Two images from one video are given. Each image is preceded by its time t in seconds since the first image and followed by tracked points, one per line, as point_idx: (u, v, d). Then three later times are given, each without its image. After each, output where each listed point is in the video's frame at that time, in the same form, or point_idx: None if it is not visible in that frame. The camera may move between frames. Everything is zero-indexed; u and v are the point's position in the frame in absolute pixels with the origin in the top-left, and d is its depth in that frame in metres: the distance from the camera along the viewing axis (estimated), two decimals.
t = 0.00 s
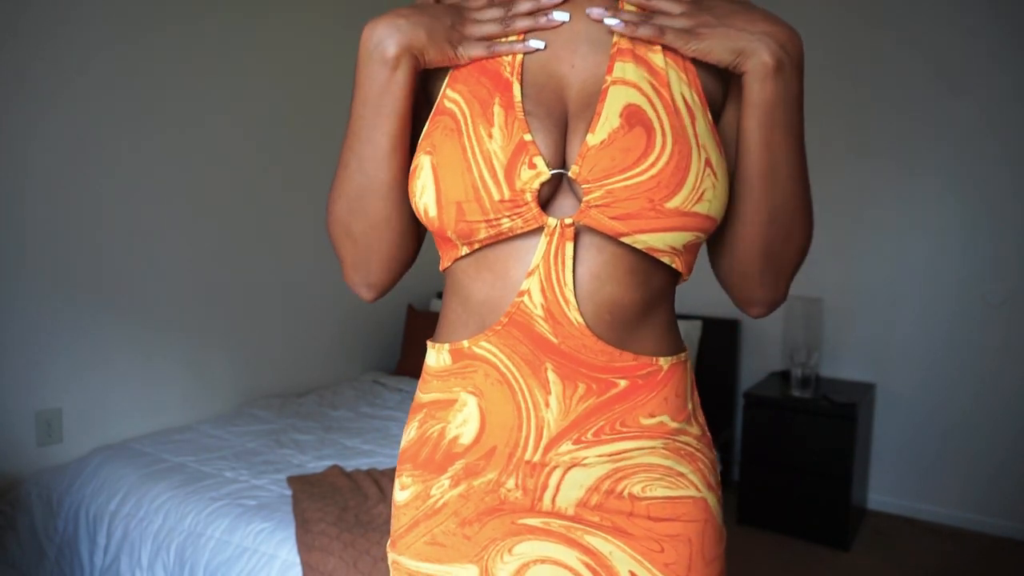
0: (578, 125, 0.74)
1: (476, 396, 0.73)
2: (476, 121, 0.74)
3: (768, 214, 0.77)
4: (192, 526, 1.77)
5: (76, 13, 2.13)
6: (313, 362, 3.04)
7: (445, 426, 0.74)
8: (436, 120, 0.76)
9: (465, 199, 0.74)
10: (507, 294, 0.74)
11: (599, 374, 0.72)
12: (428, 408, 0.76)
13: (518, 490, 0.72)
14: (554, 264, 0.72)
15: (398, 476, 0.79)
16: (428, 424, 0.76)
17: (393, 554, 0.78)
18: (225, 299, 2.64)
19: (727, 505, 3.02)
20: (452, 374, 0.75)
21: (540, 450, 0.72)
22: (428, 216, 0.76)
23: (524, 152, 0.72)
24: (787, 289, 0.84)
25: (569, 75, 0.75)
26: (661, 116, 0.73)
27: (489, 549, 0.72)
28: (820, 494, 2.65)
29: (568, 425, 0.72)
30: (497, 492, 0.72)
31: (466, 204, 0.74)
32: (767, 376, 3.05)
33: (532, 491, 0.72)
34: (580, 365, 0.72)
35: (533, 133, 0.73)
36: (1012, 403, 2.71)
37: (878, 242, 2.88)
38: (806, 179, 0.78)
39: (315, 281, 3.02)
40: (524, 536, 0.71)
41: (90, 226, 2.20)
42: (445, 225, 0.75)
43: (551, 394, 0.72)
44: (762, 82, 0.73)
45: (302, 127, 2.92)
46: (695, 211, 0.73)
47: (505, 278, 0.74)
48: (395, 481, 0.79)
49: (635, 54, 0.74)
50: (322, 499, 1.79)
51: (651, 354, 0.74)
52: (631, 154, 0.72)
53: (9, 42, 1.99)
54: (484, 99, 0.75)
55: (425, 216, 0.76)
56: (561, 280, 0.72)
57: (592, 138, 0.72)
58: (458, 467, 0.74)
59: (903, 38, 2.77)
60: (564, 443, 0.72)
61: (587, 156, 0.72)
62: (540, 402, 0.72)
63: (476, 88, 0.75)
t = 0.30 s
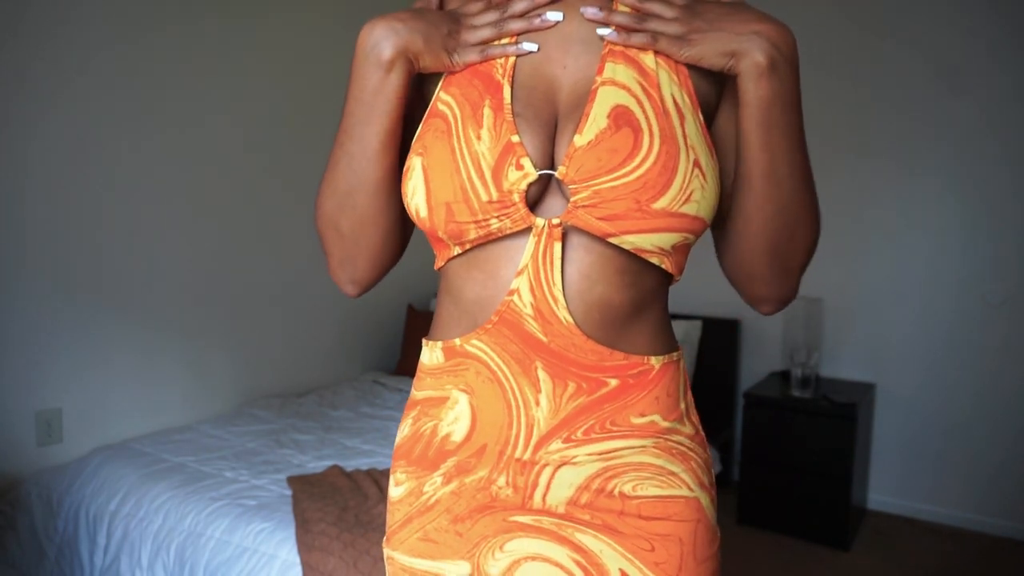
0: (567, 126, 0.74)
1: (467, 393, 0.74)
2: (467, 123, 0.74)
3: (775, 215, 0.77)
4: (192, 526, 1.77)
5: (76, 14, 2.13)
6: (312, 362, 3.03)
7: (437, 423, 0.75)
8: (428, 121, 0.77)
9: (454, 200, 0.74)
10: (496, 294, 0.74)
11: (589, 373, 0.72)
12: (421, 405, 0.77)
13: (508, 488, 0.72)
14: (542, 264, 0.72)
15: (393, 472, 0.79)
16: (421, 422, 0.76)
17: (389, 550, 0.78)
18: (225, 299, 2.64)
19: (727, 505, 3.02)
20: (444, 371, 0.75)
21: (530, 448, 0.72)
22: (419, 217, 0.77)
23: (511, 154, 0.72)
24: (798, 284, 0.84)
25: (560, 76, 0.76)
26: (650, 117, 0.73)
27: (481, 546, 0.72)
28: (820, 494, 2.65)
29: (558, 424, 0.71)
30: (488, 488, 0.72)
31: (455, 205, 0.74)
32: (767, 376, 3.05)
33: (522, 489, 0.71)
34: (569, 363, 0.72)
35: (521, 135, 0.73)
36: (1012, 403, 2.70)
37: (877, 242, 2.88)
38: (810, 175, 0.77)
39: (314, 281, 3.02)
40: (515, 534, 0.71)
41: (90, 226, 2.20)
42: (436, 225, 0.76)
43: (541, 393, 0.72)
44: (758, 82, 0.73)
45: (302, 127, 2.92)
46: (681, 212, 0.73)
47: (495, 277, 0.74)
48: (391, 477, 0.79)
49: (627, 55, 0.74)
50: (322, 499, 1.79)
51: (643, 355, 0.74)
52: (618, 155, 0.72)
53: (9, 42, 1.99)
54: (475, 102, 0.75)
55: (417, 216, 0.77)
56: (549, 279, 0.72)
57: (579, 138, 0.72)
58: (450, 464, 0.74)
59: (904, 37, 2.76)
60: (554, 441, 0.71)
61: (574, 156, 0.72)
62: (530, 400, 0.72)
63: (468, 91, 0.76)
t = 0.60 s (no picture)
0: (565, 138, 0.74)
1: (466, 400, 0.74)
2: (465, 137, 0.74)
3: (750, 234, 0.77)
4: (192, 526, 1.77)
5: (76, 14, 2.13)
6: (312, 362, 3.03)
7: (436, 428, 0.75)
8: (426, 135, 0.77)
9: (454, 213, 0.74)
10: (495, 302, 0.74)
11: (586, 380, 0.72)
12: (420, 411, 0.77)
13: (507, 491, 0.72)
14: (539, 273, 0.72)
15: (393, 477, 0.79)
16: (421, 427, 0.76)
17: (390, 553, 0.78)
18: (225, 299, 2.64)
19: (727, 505, 3.02)
20: (443, 378, 0.75)
21: (528, 453, 0.72)
22: (419, 230, 0.77)
23: (509, 169, 0.72)
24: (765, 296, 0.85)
25: (555, 87, 0.76)
26: (646, 130, 0.72)
27: (480, 548, 0.71)
28: (820, 494, 2.65)
29: (555, 429, 0.72)
30: (488, 492, 0.72)
31: (455, 218, 0.74)
32: (767, 376, 3.05)
33: (521, 492, 0.72)
34: (567, 371, 0.72)
35: (518, 148, 0.74)
36: (1012, 402, 2.70)
37: (877, 242, 2.88)
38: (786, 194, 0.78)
39: (314, 282, 3.02)
40: (514, 535, 0.71)
41: (90, 226, 2.20)
42: (436, 238, 0.76)
43: (539, 399, 0.72)
44: (747, 109, 0.73)
45: (302, 127, 2.92)
46: (676, 223, 0.73)
47: (494, 286, 0.74)
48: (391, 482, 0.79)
49: (622, 68, 0.74)
50: (322, 499, 1.79)
51: (640, 360, 0.74)
52: (615, 168, 0.72)
53: (10, 42, 1.99)
54: (472, 118, 0.75)
55: (417, 229, 0.77)
56: (547, 288, 0.72)
57: (576, 150, 0.72)
58: (450, 468, 0.74)
59: (904, 37, 2.76)
60: (551, 446, 0.72)
61: (571, 169, 0.72)
62: (528, 407, 0.72)
63: (465, 104, 0.76)
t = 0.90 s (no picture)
0: (563, 158, 0.75)
1: (474, 395, 0.74)
2: (471, 158, 0.74)
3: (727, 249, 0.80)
4: (192, 526, 1.77)
5: (75, 14, 2.12)
6: (312, 361, 3.03)
7: (445, 421, 0.74)
8: (428, 158, 0.75)
9: (465, 230, 0.74)
10: (503, 309, 0.75)
11: (585, 376, 0.73)
12: (429, 405, 0.76)
13: (511, 477, 0.72)
14: (545, 282, 0.73)
15: (401, 465, 0.78)
16: (429, 420, 0.76)
17: (396, 536, 0.77)
18: (225, 299, 2.64)
19: (727, 505, 3.02)
20: (451, 376, 0.75)
21: (532, 442, 0.72)
22: (431, 247, 0.76)
23: (517, 190, 0.73)
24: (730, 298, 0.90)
25: (552, 111, 0.75)
26: (638, 151, 0.73)
27: (483, 528, 0.71)
28: (820, 494, 2.65)
29: (557, 421, 0.73)
30: (490, 477, 0.72)
31: (466, 235, 0.74)
32: (767, 377, 3.05)
33: (523, 478, 0.72)
34: (569, 369, 0.73)
35: (523, 169, 0.74)
36: (1012, 402, 2.70)
37: (876, 242, 2.88)
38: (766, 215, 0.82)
39: (314, 283, 3.02)
40: (516, 517, 0.71)
41: (90, 225, 2.20)
42: (448, 254, 0.75)
43: (542, 394, 0.73)
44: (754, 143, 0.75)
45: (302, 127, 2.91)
46: (669, 234, 0.75)
47: (502, 294, 0.75)
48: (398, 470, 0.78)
49: (613, 91, 0.74)
50: (322, 499, 1.79)
51: (630, 357, 0.76)
52: (612, 187, 0.73)
53: (10, 41, 1.99)
54: (476, 139, 0.74)
55: (428, 246, 0.76)
56: (553, 296, 0.73)
57: (577, 171, 0.73)
58: (456, 457, 0.74)
59: (904, 36, 2.76)
60: (553, 436, 0.72)
61: (573, 188, 0.73)
62: (532, 400, 0.73)
63: (466, 126, 0.74)
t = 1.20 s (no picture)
0: (573, 178, 0.81)
1: (490, 381, 0.77)
2: (493, 174, 0.77)
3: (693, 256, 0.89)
4: (192, 526, 1.77)
5: (75, 14, 2.12)
6: (313, 361, 3.03)
7: (463, 404, 0.77)
8: (450, 173, 0.78)
9: (491, 241, 0.77)
10: (520, 308, 0.79)
11: (587, 362, 0.78)
12: (446, 390, 0.79)
13: (523, 450, 0.76)
14: (559, 285, 0.77)
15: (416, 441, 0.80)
16: (447, 403, 0.79)
17: (410, 506, 0.79)
18: (225, 298, 2.64)
19: (727, 505, 3.02)
20: (466, 365, 0.78)
21: (543, 419, 0.77)
22: (457, 255, 0.78)
23: (539, 205, 0.77)
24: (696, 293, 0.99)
25: (560, 135, 0.81)
26: (637, 172, 0.80)
27: (499, 490, 0.75)
28: (820, 493, 2.65)
29: (564, 402, 0.77)
30: (504, 448, 0.76)
31: (492, 245, 0.77)
32: (766, 376, 3.05)
33: (535, 449, 0.76)
34: (574, 355, 0.78)
35: (541, 188, 0.78)
36: (1013, 402, 2.69)
37: (877, 242, 2.88)
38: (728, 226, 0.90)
39: (314, 282, 3.02)
40: (529, 480, 0.75)
41: (90, 225, 2.20)
42: (472, 260, 0.78)
43: (551, 377, 0.77)
44: (717, 175, 0.84)
45: (301, 126, 2.91)
46: (665, 244, 0.82)
47: (519, 296, 0.79)
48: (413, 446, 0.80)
49: (612, 119, 0.81)
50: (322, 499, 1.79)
51: (623, 344, 0.82)
52: (620, 205, 0.79)
53: (9, 41, 1.99)
54: (495, 156, 0.78)
55: (453, 255, 0.79)
56: (565, 297, 0.77)
57: (588, 191, 0.78)
58: (474, 434, 0.77)
59: (905, 36, 2.75)
60: (561, 413, 0.77)
61: (586, 206, 0.78)
62: (542, 384, 0.77)
63: (485, 146, 0.78)
